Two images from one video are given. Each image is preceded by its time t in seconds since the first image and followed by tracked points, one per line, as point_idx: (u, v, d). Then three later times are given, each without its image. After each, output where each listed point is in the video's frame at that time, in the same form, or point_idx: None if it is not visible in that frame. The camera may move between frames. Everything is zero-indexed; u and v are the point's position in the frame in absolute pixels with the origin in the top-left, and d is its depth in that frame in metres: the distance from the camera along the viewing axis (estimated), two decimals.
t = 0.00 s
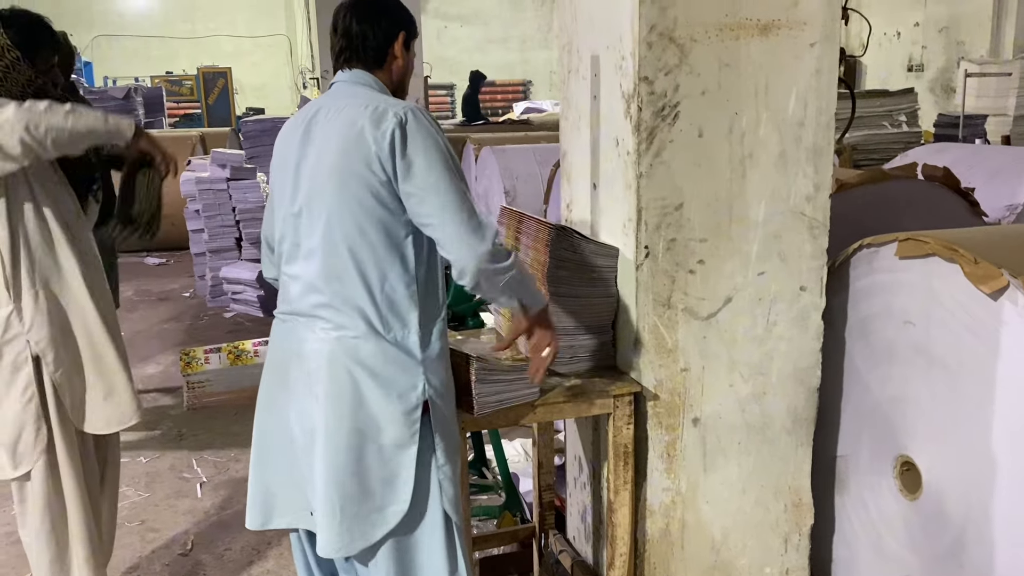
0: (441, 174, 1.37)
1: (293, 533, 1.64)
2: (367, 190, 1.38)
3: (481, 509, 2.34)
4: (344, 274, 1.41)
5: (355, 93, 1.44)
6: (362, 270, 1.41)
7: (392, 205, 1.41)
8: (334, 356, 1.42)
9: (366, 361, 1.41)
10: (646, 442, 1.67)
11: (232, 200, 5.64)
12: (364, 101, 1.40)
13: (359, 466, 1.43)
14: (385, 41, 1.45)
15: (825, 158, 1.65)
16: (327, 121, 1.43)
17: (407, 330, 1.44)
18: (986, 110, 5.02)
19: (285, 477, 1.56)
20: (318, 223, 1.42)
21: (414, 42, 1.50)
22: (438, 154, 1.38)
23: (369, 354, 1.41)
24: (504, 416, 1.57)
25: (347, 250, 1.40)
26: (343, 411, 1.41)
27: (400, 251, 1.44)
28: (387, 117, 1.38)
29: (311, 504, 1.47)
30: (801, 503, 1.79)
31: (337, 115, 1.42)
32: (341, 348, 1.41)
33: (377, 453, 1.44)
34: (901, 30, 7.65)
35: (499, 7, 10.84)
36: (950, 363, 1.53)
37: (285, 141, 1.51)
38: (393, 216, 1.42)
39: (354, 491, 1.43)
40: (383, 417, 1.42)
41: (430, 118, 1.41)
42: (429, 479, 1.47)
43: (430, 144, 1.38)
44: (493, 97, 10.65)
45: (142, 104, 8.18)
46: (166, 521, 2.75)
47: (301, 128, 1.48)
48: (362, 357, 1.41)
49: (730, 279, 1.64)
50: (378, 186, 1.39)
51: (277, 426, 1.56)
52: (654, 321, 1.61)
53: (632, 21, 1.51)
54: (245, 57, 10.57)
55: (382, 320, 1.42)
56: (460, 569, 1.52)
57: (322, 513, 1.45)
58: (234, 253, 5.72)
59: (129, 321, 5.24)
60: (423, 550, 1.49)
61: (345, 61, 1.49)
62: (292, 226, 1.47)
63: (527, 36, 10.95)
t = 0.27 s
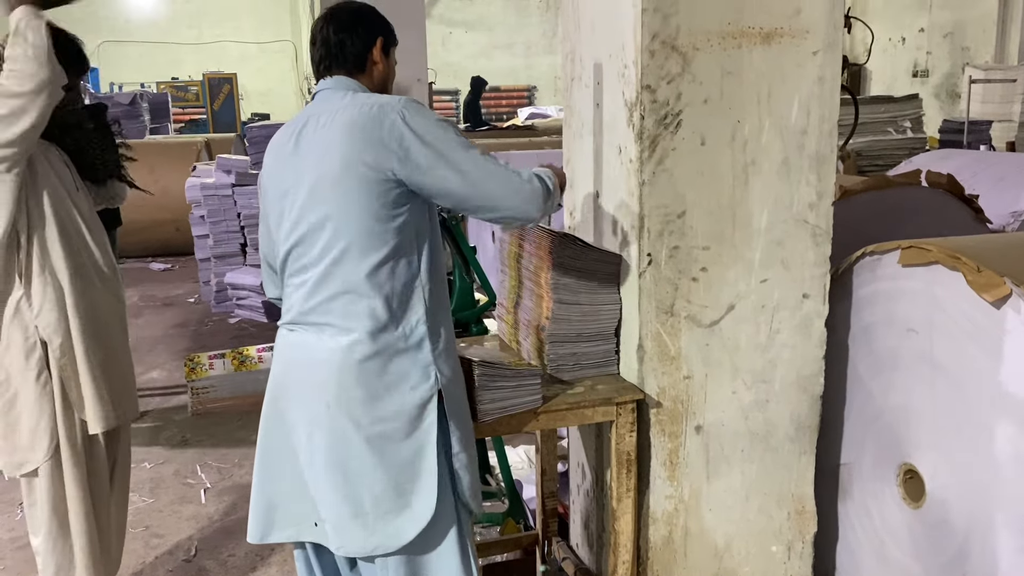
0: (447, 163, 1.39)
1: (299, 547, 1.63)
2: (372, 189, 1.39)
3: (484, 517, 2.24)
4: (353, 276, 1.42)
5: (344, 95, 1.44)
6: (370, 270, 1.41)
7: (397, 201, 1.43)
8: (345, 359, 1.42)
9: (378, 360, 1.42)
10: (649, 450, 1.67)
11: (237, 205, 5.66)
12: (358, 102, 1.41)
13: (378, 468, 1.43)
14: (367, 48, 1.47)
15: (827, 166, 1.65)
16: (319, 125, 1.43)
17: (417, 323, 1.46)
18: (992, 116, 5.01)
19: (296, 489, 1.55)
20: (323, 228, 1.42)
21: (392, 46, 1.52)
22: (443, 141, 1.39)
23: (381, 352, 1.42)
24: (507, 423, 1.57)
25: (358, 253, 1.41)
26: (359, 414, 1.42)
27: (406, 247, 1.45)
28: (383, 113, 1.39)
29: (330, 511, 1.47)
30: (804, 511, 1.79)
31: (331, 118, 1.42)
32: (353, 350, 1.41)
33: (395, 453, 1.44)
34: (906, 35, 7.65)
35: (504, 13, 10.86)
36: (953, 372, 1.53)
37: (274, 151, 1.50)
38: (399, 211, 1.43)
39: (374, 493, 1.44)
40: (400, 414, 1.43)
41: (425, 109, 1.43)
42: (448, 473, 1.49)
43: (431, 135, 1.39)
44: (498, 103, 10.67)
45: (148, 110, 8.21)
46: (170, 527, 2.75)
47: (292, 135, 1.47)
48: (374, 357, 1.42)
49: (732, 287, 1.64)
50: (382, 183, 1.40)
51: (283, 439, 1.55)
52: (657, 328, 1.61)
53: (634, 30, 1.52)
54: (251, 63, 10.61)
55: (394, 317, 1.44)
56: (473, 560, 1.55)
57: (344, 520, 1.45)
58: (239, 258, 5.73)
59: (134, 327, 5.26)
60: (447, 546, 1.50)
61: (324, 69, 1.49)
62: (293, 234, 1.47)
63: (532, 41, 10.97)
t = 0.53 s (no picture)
0: (457, 162, 1.41)
1: (300, 559, 1.62)
2: (383, 191, 1.40)
3: (483, 522, 2.30)
4: (364, 278, 1.42)
5: (346, 100, 1.45)
6: (383, 272, 1.42)
7: (405, 203, 1.44)
8: (358, 362, 1.42)
9: (391, 361, 1.42)
10: (648, 456, 1.67)
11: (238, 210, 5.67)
12: (363, 106, 1.42)
13: (393, 470, 1.43)
14: (358, 57, 1.48)
15: (826, 172, 1.65)
16: (324, 130, 1.43)
17: (427, 322, 1.47)
18: (993, 122, 5.01)
19: (306, 497, 1.54)
20: (333, 232, 1.42)
21: (382, 55, 1.53)
22: (452, 141, 1.41)
23: (394, 353, 1.43)
24: (504, 429, 1.57)
25: (370, 255, 1.41)
26: (373, 416, 1.42)
27: (414, 248, 1.46)
28: (391, 115, 1.40)
29: (344, 516, 1.47)
30: (803, 517, 1.79)
31: (335, 123, 1.42)
32: (366, 353, 1.41)
33: (409, 454, 1.44)
34: (907, 41, 7.66)
35: (506, 18, 10.89)
36: (952, 378, 1.53)
37: (275, 158, 1.50)
38: (407, 213, 1.44)
39: (390, 494, 1.44)
40: (413, 415, 1.44)
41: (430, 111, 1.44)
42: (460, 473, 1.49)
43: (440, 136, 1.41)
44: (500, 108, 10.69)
45: (150, 115, 8.22)
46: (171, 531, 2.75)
47: (294, 142, 1.47)
48: (387, 358, 1.42)
49: (731, 293, 1.64)
50: (392, 185, 1.41)
51: (290, 447, 1.54)
52: (655, 334, 1.61)
53: (633, 37, 1.52)
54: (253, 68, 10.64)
55: (405, 317, 1.44)
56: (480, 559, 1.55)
57: (359, 524, 1.44)
58: (240, 263, 5.74)
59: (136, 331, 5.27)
60: (462, 548, 1.50)
61: (320, 79, 1.50)
62: (300, 239, 1.46)
63: (534, 47, 11.00)
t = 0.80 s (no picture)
0: (458, 165, 1.41)
1: (298, 559, 1.62)
2: (384, 193, 1.40)
3: (482, 526, 2.31)
4: (364, 279, 1.42)
5: (348, 103, 1.45)
6: (382, 274, 1.42)
7: (406, 205, 1.44)
8: (357, 364, 1.41)
9: (390, 363, 1.42)
10: (645, 460, 1.67)
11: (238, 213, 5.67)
12: (365, 109, 1.42)
13: (390, 472, 1.43)
14: (360, 59, 1.48)
15: (823, 177, 1.66)
16: (326, 133, 1.44)
17: (425, 324, 1.47)
18: (993, 127, 5.01)
19: (303, 499, 1.54)
20: (333, 234, 1.42)
21: (384, 58, 1.53)
22: (454, 144, 1.42)
23: (393, 355, 1.43)
24: (501, 432, 1.57)
25: (370, 256, 1.41)
26: (371, 418, 1.42)
27: (414, 250, 1.46)
28: (393, 119, 1.41)
29: (340, 517, 1.46)
30: (800, 522, 1.79)
31: (337, 126, 1.43)
32: (365, 354, 1.41)
33: (407, 456, 1.44)
34: (907, 46, 7.67)
35: (506, 22, 10.90)
36: (948, 383, 1.53)
37: (277, 160, 1.50)
38: (407, 216, 1.44)
39: (387, 496, 1.44)
40: (412, 417, 1.44)
41: (431, 115, 1.45)
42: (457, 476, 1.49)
43: (442, 139, 1.41)
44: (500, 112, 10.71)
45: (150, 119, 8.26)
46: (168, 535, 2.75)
47: (296, 143, 1.47)
48: (386, 360, 1.42)
49: (728, 298, 1.64)
50: (393, 187, 1.41)
51: (288, 448, 1.54)
52: (652, 338, 1.61)
53: (630, 42, 1.53)
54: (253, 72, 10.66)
55: (404, 319, 1.44)
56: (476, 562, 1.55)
57: (356, 526, 1.44)
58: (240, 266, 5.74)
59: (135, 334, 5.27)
60: (458, 551, 1.50)
61: (321, 83, 1.50)
62: (301, 240, 1.46)
63: (534, 51, 11.02)
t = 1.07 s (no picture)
0: (459, 167, 1.42)
1: (296, 557, 1.63)
2: (384, 194, 1.41)
3: (480, 528, 2.32)
4: (364, 280, 1.42)
5: (349, 105, 1.45)
6: (383, 275, 1.42)
7: (406, 207, 1.44)
8: (357, 365, 1.42)
9: (389, 364, 1.43)
10: (642, 462, 1.67)
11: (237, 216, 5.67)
12: (368, 111, 1.42)
13: (388, 472, 1.44)
14: (362, 60, 1.48)
15: (821, 180, 1.66)
16: (326, 134, 1.44)
17: (425, 326, 1.48)
18: (991, 131, 5.02)
19: (302, 499, 1.54)
20: (333, 235, 1.43)
21: (385, 59, 1.54)
22: (455, 146, 1.42)
23: (393, 356, 1.43)
24: (498, 434, 1.57)
25: (370, 258, 1.42)
26: (370, 419, 1.42)
27: (414, 252, 1.47)
28: (394, 121, 1.41)
29: (338, 518, 1.46)
30: (797, 524, 1.79)
31: (338, 128, 1.43)
32: (364, 355, 1.42)
33: (405, 456, 1.45)
34: (906, 50, 7.68)
35: (506, 25, 10.92)
36: (945, 386, 1.54)
37: (278, 161, 1.50)
38: (407, 217, 1.45)
39: (385, 497, 1.44)
40: (411, 418, 1.44)
41: (433, 117, 1.45)
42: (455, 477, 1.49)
43: (443, 141, 1.42)
44: (500, 115, 10.73)
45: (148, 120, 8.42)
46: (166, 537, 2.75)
47: (297, 144, 1.48)
48: (385, 361, 1.42)
49: (726, 300, 1.65)
50: (393, 189, 1.42)
51: (288, 448, 1.54)
52: (650, 340, 1.62)
53: (629, 45, 1.53)
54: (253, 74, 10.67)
55: (403, 321, 1.45)
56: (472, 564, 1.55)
57: (353, 526, 1.44)
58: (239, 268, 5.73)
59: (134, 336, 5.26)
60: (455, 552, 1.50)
61: (322, 85, 1.51)
62: (301, 241, 1.47)
63: (534, 54, 11.03)
